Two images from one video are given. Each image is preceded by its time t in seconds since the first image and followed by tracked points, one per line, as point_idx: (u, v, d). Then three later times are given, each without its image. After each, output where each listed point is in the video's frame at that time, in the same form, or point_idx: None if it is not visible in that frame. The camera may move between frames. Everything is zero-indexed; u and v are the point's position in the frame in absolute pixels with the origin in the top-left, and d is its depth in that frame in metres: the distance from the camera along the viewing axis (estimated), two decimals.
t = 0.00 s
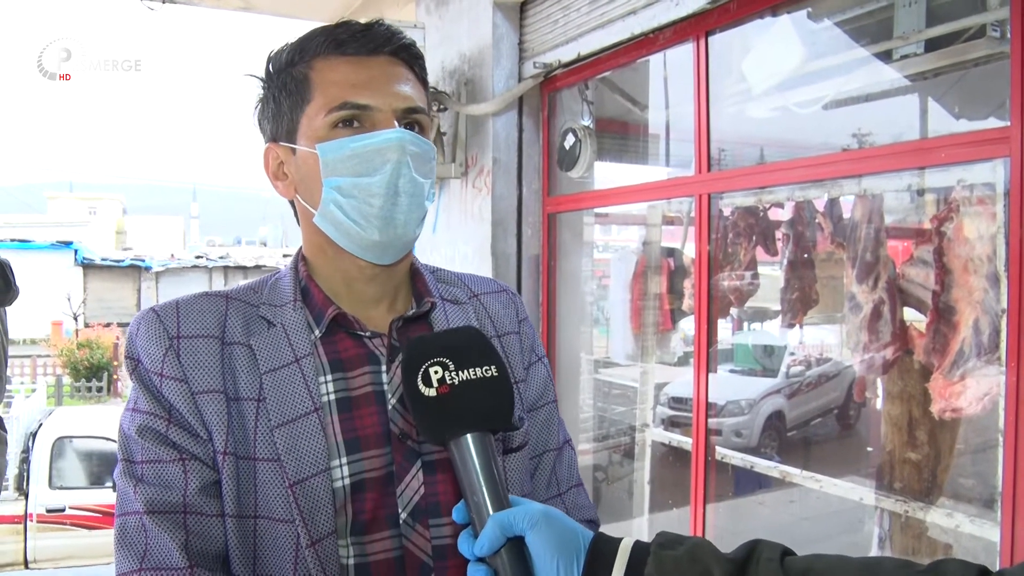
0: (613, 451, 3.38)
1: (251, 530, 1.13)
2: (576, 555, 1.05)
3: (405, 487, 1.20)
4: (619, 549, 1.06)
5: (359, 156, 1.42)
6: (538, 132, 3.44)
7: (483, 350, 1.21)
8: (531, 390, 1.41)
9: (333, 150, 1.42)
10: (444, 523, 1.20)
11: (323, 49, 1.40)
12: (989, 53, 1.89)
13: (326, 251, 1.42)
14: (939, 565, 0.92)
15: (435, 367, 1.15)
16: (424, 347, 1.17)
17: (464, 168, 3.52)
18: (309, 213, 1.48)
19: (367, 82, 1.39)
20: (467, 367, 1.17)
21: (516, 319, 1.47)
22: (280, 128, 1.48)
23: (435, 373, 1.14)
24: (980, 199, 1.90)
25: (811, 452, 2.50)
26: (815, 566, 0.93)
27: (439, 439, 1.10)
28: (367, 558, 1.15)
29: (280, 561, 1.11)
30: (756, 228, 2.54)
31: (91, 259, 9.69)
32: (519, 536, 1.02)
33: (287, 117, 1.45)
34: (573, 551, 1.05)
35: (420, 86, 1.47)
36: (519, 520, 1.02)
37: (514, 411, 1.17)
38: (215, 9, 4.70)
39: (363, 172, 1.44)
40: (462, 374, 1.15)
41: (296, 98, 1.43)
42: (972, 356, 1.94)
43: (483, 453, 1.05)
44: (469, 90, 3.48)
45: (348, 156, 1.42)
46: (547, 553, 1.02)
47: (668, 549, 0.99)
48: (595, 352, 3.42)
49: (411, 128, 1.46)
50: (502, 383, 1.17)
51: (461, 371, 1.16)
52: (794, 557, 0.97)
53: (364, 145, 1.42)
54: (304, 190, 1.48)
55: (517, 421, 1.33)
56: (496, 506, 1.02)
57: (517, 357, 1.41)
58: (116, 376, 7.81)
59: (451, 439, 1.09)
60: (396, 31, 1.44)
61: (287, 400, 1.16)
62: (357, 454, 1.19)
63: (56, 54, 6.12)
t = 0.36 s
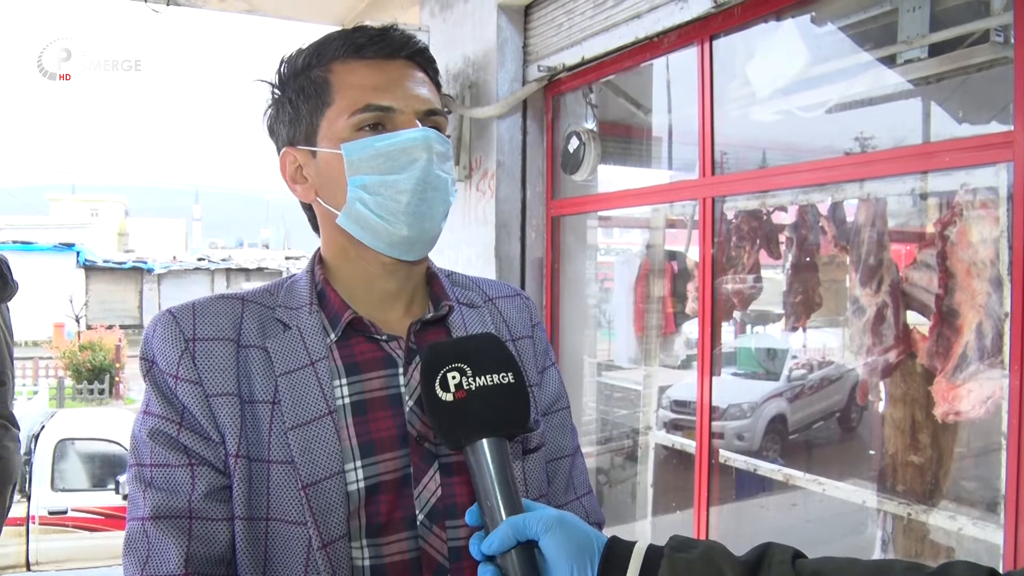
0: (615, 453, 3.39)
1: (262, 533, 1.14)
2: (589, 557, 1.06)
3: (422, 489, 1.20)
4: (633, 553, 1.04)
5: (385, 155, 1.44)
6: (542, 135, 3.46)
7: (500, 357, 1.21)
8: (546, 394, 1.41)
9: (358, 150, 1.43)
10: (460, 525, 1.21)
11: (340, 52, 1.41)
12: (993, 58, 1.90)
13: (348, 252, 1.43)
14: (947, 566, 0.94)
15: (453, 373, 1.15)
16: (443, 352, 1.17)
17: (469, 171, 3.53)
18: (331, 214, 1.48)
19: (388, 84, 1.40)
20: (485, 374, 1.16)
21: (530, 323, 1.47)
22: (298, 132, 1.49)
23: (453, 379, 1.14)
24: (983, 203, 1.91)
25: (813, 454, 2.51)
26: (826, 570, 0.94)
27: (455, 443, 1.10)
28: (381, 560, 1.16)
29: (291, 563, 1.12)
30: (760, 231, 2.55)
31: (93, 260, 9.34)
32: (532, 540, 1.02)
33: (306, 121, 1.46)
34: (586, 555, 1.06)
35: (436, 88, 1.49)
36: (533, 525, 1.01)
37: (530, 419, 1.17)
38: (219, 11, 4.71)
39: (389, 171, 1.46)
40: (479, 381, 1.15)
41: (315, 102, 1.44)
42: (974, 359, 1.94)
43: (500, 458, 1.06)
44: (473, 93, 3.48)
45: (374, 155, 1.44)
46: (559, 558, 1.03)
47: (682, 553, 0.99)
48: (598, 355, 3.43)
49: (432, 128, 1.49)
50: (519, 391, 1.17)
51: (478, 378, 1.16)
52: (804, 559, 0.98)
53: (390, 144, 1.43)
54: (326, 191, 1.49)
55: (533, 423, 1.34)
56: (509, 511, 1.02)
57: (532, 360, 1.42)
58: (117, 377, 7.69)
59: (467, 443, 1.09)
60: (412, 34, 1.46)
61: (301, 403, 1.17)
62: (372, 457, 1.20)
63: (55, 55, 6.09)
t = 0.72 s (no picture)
0: (613, 452, 3.39)
1: (268, 532, 1.14)
2: (596, 550, 1.04)
3: (430, 487, 1.21)
4: (640, 545, 1.03)
5: (384, 160, 1.44)
6: (541, 134, 3.45)
7: (511, 351, 1.21)
8: (552, 393, 1.42)
9: (357, 155, 1.43)
10: (467, 523, 1.21)
11: (338, 54, 1.41)
12: (993, 59, 1.90)
13: (350, 255, 1.44)
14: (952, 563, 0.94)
15: (463, 364, 1.15)
16: (455, 343, 1.17)
17: (468, 169, 3.53)
18: (333, 218, 1.49)
19: (386, 85, 1.40)
20: (495, 367, 1.16)
21: (536, 322, 1.47)
22: (299, 135, 1.49)
23: (463, 370, 1.14)
24: (982, 204, 1.91)
25: (811, 454, 2.52)
26: (831, 562, 0.94)
27: (461, 434, 1.09)
28: (389, 558, 1.15)
29: (298, 562, 1.11)
30: (759, 231, 2.56)
31: (90, 259, 9.27)
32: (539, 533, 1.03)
33: (306, 123, 1.46)
34: (593, 546, 1.04)
35: (436, 87, 1.49)
36: (540, 518, 1.03)
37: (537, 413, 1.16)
38: (218, 9, 4.70)
39: (389, 175, 1.45)
40: (489, 373, 1.15)
41: (314, 105, 1.44)
42: (972, 359, 1.95)
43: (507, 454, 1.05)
44: (473, 92, 3.48)
45: (373, 160, 1.44)
46: (564, 549, 1.02)
47: (688, 546, 0.99)
48: (596, 355, 3.43)
49: (430, 127, 1.48)
50: (528, 386, 1.16)
51: (488, 370, 1.16)
52: (810, 553, 0.99)
53: (389, 149, 1.43)
54: (328, 195, 1.50)
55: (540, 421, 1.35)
56: (514, 502, 1.02)
57: (537, 359, 1.42)
58: (116, 376, 7.75)
59: (475, 435, 1.08)
60: (409, 32, 1.45)
61: (307, 401, 1.17)
62: (379, 456, 1.20)
63: (55, 55, 5.98)
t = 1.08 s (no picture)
0: (612, 446, 3.40)
1: (266, 530, 1.14)
2: (595, 547, 1.06)
3: (429, 484, 1.21)
4: (637, 539, 1.03)
5: (383, 159, 1.43)
6: (540, 127, 3.44)
7: (515, 347, 1.20)
8: (553, 387, 1.42)
9: (356, 153, 1.43)
10: (467, 519, 1.21)
11: (339, 47, 1.40)
12: (992, 50, 1.90)
13: (348, 252, 1.43)
14: (943, 552, 0.93)
15: (468, 358, 1.14)
16: (459, 338, 1.17)
17: (466, 163, 3.52)
18: (331, 214, 1.49)
19: (386, 82, 1.38)
20: (499, 362, 1.15)
21: (536, 316, 1.47)
22: (297, 127, 1.48)
23: (467, 364, 1.13)
24: (981, 196, 1.91)
25: (810, 446, 2.52)
26: (826, 555, 0.95)
27: (464, 428, 1.08)
28: (388, 555, 1.15)
29: (297, 559, 1.12)
30: (757, 224, 2.55)
31: (88, 253, 9.02)
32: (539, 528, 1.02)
33: (305, 116, 1.45)
34: (593, 542, 1.06)
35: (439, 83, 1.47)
36: (540, 513, 1.01)
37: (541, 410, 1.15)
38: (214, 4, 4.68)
39: (387, 175, 1.45)
40: (493, 368, 1.14)
41: (313, 98, 1.43)
42: (972, 352, 1.96)
43: (508, 456, 1.03)
44: (470, 85, 3.47)
45: (372, 159, 1.44)
46: (565, 544, 1.03)
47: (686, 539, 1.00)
48: (595, 348, 3.43)
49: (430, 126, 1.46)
50: (531, 382, 1.15)
51: (493, 365, 1.15)
52: (805, 545, 0.99)
53: (388, 148, 1.43)
54: (326, 190, 1.50)
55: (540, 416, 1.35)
56: (514, 499, 1.00)
57: (538, 353, 1.41)
58: (115, 369, 7.70)
59: (476, 429, 1.07)
60: (413, 26, 1.44)
61: (305, 398, 1.17)
62: (378, 452, 1.20)
63: (54, 54, 5.92)
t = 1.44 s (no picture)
0: (614, 441, 3.40)
1: (266, 528, 1.14)
2: (594, 545, 1.07)
3: (429, 482, 1.20)
4: (635, 535, 1.03)
5: (379, 158, 1.43)
6: (542, 122, 3.44)
7: (512, 343, 1.19)
8: (553, 385, 1.42)
9: (354, 150, 1.43)
10: (467, 517, 1.21)
11: (345, 41, 1.39)
12: (997, 44, 1.89)
13: (347, 248, 1.43)
14: (939, 549, 0.94)
15: (464, 355, 1.13)
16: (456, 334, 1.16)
17: (468, 158, 3.52)
18: (329, 210, 1.49)
19: (390, 80, 1.38)
20: (496, 359, 1.15)
21: (536, 314, 1.47)
22: (300, 119, 1.48)
23: (464, 362, 1.12)
24: (985, 191, 1.91)
25: (812, 442, 2.53)
26: (823, 551, 0.94)
27: (461, 427, 1.08)
28: (388, 553, 1.15)
29: (297, 557, 1.12)
30: (760, 219, 2.55)
31: (92, 250, 9.04)
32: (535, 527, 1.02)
33: (307, 109, 1.45)
34: (591, 539, 1.06)
35: (443, 83, 1.46)
36: (536, 512, 1.01)
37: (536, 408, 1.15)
38: None
39: (384, 173, 1.45)
40: (490, 366, 1.13)
41: (316, 91, 1.43)
42: (975, 347, 1.96)
43: (505, 462, 1.03)
44: (472, 81, 3.46)
45: (369, 157, 1.43)
46: (562, 542, 1.04)
47: (683, 537, 0.99)
48: (597, 344, 3.43)
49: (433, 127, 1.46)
50: (528, 379, 1.15)
51: (489, 363, 1.14)
52: (802, 541, 0.99)
53: (386, 147, 1.43)
54: (324, 185, 1.50)
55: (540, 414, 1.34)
56: (509, 498, 1.01)
57: (537, 351, 1.41)
58: (119, 367, 7.59)
59: (472, 428, 1.06)
60: (420, 23, 1.43)
61: (305, 396, 1.17)
62: (378, 450, 1.20)
63: (54, 53, 5.83)
